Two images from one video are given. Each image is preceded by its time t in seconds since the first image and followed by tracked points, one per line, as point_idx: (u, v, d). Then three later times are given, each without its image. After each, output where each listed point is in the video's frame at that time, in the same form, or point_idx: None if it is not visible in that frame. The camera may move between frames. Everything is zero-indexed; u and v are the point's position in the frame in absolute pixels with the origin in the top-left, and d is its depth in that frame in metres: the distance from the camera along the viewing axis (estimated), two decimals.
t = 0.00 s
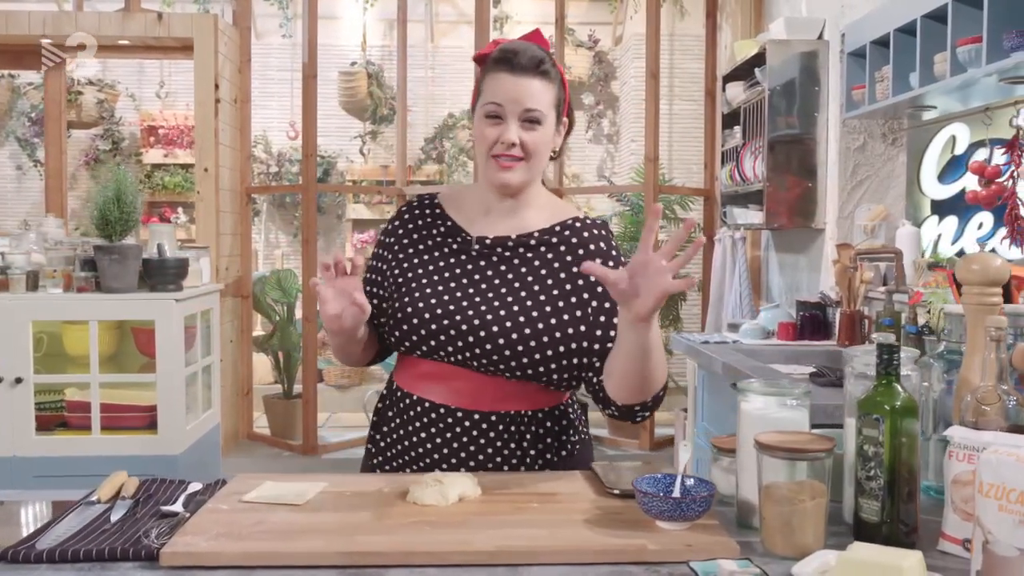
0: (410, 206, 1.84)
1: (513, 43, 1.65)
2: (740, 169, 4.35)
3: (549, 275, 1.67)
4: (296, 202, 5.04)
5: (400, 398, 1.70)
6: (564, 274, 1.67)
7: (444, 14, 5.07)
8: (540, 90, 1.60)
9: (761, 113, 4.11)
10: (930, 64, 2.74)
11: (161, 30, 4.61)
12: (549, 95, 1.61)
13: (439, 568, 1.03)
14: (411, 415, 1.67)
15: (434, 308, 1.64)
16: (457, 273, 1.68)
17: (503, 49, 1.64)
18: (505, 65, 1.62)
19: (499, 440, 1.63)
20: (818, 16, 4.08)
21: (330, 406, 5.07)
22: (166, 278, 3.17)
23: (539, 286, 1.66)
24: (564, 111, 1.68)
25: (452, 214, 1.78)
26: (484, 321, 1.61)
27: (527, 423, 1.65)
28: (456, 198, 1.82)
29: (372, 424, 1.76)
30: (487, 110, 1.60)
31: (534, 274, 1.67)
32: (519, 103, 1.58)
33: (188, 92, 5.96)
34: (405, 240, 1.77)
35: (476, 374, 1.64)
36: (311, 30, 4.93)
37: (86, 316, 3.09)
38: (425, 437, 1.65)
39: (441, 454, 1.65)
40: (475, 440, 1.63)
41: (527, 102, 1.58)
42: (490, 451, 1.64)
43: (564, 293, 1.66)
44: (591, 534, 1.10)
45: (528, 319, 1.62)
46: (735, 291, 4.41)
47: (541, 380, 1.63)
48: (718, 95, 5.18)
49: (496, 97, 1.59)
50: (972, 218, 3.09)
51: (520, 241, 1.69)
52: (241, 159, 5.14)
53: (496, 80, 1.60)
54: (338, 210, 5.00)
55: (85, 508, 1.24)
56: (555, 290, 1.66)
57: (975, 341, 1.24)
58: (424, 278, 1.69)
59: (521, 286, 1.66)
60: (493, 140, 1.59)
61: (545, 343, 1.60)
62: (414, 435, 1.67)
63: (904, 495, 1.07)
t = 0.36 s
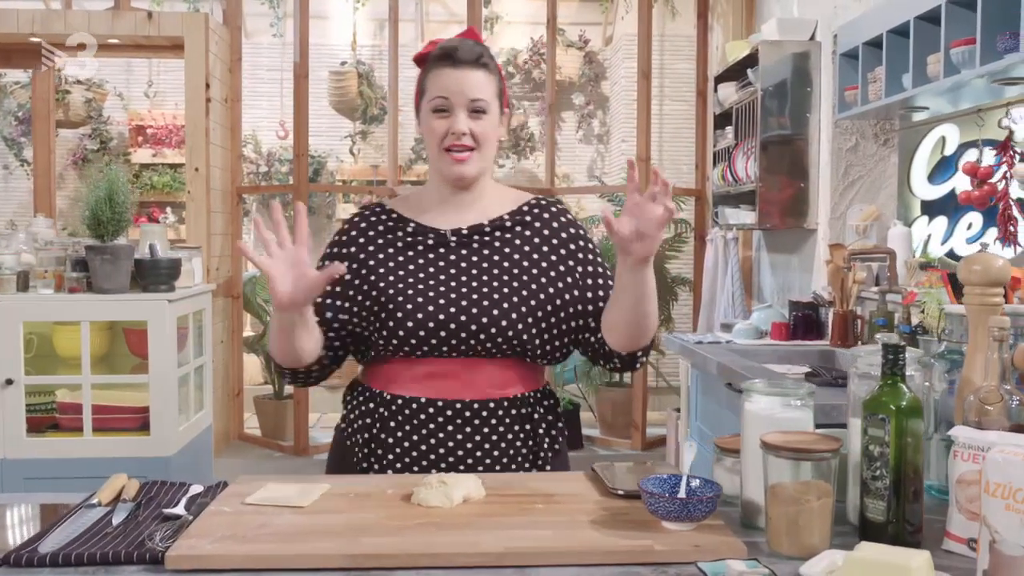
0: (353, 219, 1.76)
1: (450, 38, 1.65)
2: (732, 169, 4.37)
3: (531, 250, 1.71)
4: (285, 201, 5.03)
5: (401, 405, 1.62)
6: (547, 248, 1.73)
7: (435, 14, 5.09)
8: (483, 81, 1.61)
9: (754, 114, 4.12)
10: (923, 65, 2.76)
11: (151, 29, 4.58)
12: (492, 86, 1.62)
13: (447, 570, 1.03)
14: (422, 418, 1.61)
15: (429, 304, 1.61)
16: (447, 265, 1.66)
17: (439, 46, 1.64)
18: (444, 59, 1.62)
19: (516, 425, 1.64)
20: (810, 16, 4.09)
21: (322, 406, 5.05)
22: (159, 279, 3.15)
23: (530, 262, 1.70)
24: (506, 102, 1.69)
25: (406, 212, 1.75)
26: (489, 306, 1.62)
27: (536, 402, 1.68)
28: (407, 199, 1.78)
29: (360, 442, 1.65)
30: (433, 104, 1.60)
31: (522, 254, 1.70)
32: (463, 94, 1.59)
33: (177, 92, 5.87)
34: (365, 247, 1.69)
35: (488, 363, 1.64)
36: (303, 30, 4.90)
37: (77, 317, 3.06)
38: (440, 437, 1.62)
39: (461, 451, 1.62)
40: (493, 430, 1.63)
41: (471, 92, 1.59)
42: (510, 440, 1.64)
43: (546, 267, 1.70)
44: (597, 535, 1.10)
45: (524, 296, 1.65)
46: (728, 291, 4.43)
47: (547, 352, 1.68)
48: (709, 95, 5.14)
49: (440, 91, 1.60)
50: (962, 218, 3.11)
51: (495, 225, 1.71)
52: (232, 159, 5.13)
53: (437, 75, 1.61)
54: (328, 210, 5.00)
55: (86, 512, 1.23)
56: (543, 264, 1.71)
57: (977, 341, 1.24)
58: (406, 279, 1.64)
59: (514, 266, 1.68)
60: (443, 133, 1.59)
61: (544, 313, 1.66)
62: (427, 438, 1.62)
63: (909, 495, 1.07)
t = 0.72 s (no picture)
0: (310, 228, 1.69)
1: (393, 45, 1.65)
2: (724, 169, 4.38)
3: (504, 236, 1.74)
4: (274, 201, 5.02)
5: (413, 408, 1.58)
6: (515, 233, 1.76)
7: (425, 14, 5.05)
8: (434, 85, 1.61)
9: (745, 114, 4.14)
10: (915, 66, 2.77)
11: (140, 27, 4.56)
12: (443, 90, 1.62)
13: (452, 572, 1.02)
14: (437, 419, 1.59)
15: (427, 295, 1.60)
16: (433, 257, 1.66)
17: (386, 53, 1.63)
18: (394, 66, 1.61)
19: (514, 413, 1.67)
20: (802, 17, 4.10)
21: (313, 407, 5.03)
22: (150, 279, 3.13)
23: (505, 247, 1.73)
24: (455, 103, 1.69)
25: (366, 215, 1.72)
26: (481, 293, 1.63)
27: (522, 386, 1.73)
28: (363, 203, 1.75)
29: (366, 453, 1.59)
30: (388, 111, 1.59)
31: (496, 240, 1.73)
32: (418, 98, 1.59)
33: (164, 91, 5.77)
34: (339, 247, 1.65)
35: (487, 353, 1.65)
36: (293, 29, 4.88)
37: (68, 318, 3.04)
38: (455, 435, 1.60)
39: (478, 447, 1.61)
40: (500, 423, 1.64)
41: (426, 95, 1.59)
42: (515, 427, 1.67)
43: (518, 251, 1.75)
44: (602, 536, 1.09)
45: (510, 279, 1.69)
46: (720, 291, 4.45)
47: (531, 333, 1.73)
48: (700, 96, 5.21)
49: (395, 97, 1.59)
50: (951, 219, 3.13)
51: (463, 214, 1.73)
52: (222, 159, 5.11)
53: (389, 82, 1.60)
54: (317, 210, 4.97)
55: (86, 515, 1.22)
56: (514, 248, 1.74)
57: (977, 341, 1.25)
58: (395, 273, 1.62)
59: (494, 252, 1.71)
60: (402, 138, 1.59)
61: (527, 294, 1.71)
62: (443, 437, 1.60)
63: (914, 494, 1.08)
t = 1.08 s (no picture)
0: (292, 239, 1.63)
1: (373, 46, 1.64)
2: (715, 169, 4.40)
3: (487, 234, 1.73)
4: (262, 201, 4.99)
5: (415, 409, 1.57)
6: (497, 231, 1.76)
7: (413, 13, 5.03)
8: (417, 85, 1.60)
9: (736, 114, 4.15)
10: (908, 67, 2.78)
11: (129, 25, 4.53)
12: (426, 90, 1.62)
13: (458, 573, 1.02)
14: (439, 419, 1.58)
15: (427, 298, 1.58)
16: (425, 258, 1.64)
17: (368, 54, 1.62)
18: (376, 67, 1.60)
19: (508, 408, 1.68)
20: (793, 18, 4.10)
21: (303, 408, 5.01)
22: (141, 279, 3.11)
23: (491, 244, 1.72)
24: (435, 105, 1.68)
25: (348, 217, 1.68)
26: (478, 291, 1.62)
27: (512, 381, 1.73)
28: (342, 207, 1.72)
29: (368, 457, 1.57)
30: (373, 112, 1.57)
31: (481, 238, 1.72)
32: (403, 99, 1.57)
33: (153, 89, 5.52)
34: (331, 255, 1.60)
35: (482, 350, 1.65)
36: (284, 29, 4.86)
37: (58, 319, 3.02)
38: (458, 433, 1.60)
39: (479, 444, 1.62)
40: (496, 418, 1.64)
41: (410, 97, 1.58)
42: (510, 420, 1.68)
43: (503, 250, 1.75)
44: (607, 537, 1.09)
45: (500, 277, 1.69)
46: (711, 292, 4.46)
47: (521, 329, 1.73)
48: (691, 97, 5.23)
49: (380, 98, 1.57)
50: (940, 218, 3.15)
51: (447, 214, 1.72)
52: (212, 158, 5.09)
53: (372, 83, 1.58)
54: (305, 210, 4.94)
55: (85, 517, 1.21)
56: (498, 245, 1.74)
57: (976, 341, 1.25)
58: (391, 277, 1.60)
59: (481, 251, 1.70)
60: (388, 139, 1.57)
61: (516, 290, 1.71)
62: (447, 436, 1.59)
63: (916, 493, 1.08)
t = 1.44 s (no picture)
0: (287, 241, 1.62)
1: (377, 45, 1.64)
2: (706, 169, 4.41)
3: (482, 235, 1.72)
4: (252, 201, 4.96)
5: (408, 411, 1.56)
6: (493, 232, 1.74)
7: (402, 12, 5.04)
8: (418, 86, 1.60)
9: (728, 114, 4.16)
10: (899, 68, 2.80)
11: (118, 24, 4.48)
12: (427, 92, 1.61)
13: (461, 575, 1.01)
14: (432, 421, 1.57)
15: (421, 302, 1.57)
16: (419, 262, 1.63)
17: (370, 53, 1.61)
18: (378, 67, 1.60)
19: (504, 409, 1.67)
20: (783, 18, 4.11)
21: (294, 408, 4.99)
22: (131, 280, 3.08)
23: (486, 245, 1.71)
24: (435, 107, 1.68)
25: (346, 219, 1.67)
26: (472, 295, 1.61)
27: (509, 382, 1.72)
28: (340, 207, 1.71)
29: (362, 458, 1.56)
30: (372, 111, 1.56)
31: (477, 239, 1.70)
32: (404, 100, 1.57)
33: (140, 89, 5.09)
34: (325, 260, 1.59)
35: (477, 353, 1.64)
36: (273, 28, 4.84)
37: (47, 320, 2.99)
38: (452, 436, 1.59)
39: (474, 446, 1.60)
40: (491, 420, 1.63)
41: (411, 97, 1.58)
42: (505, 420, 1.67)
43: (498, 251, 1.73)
44: (610, 537, 1.09)
45: (495, 279, 1.68)
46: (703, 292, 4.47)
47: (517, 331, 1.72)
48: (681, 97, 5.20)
49: (381, 97, 1.56)
50: (929, 218, 3.17)
51: (442, 215, 1.71)
52: (201, 158, 5.01)
53: (374, 82, 1.58)
54: (294, 210, 4.92)
55: (82, 520, 1.19)
56: (494, 246, 1.72)
57: (975, 340, 1.26)
58: (385, 282, 1.59)
59: (476, 252, 1.68)
60: (386, 139, 1.56)
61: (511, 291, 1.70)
62: (441, 438, 1.58)
63: (918, 492, 1.08)
